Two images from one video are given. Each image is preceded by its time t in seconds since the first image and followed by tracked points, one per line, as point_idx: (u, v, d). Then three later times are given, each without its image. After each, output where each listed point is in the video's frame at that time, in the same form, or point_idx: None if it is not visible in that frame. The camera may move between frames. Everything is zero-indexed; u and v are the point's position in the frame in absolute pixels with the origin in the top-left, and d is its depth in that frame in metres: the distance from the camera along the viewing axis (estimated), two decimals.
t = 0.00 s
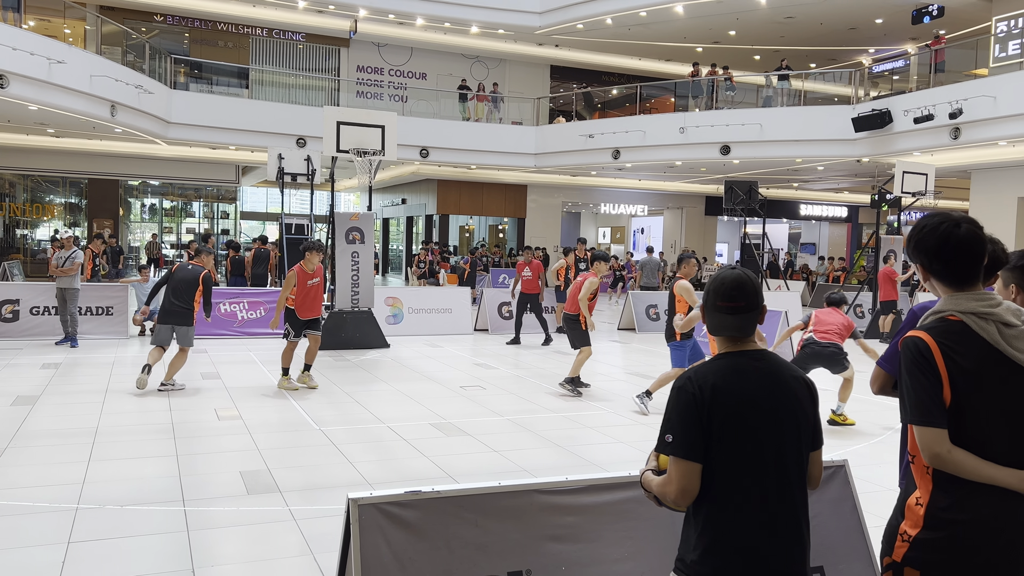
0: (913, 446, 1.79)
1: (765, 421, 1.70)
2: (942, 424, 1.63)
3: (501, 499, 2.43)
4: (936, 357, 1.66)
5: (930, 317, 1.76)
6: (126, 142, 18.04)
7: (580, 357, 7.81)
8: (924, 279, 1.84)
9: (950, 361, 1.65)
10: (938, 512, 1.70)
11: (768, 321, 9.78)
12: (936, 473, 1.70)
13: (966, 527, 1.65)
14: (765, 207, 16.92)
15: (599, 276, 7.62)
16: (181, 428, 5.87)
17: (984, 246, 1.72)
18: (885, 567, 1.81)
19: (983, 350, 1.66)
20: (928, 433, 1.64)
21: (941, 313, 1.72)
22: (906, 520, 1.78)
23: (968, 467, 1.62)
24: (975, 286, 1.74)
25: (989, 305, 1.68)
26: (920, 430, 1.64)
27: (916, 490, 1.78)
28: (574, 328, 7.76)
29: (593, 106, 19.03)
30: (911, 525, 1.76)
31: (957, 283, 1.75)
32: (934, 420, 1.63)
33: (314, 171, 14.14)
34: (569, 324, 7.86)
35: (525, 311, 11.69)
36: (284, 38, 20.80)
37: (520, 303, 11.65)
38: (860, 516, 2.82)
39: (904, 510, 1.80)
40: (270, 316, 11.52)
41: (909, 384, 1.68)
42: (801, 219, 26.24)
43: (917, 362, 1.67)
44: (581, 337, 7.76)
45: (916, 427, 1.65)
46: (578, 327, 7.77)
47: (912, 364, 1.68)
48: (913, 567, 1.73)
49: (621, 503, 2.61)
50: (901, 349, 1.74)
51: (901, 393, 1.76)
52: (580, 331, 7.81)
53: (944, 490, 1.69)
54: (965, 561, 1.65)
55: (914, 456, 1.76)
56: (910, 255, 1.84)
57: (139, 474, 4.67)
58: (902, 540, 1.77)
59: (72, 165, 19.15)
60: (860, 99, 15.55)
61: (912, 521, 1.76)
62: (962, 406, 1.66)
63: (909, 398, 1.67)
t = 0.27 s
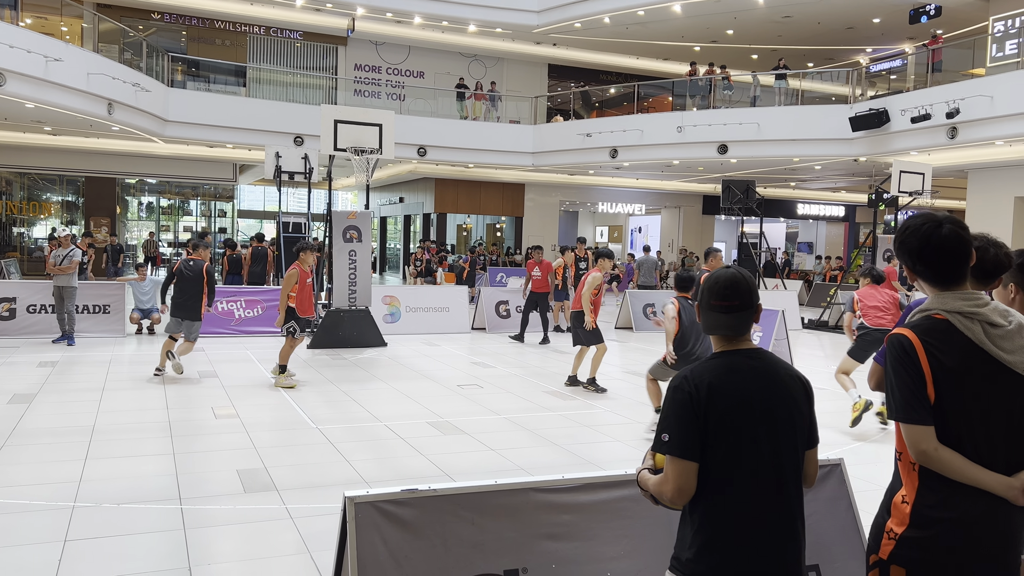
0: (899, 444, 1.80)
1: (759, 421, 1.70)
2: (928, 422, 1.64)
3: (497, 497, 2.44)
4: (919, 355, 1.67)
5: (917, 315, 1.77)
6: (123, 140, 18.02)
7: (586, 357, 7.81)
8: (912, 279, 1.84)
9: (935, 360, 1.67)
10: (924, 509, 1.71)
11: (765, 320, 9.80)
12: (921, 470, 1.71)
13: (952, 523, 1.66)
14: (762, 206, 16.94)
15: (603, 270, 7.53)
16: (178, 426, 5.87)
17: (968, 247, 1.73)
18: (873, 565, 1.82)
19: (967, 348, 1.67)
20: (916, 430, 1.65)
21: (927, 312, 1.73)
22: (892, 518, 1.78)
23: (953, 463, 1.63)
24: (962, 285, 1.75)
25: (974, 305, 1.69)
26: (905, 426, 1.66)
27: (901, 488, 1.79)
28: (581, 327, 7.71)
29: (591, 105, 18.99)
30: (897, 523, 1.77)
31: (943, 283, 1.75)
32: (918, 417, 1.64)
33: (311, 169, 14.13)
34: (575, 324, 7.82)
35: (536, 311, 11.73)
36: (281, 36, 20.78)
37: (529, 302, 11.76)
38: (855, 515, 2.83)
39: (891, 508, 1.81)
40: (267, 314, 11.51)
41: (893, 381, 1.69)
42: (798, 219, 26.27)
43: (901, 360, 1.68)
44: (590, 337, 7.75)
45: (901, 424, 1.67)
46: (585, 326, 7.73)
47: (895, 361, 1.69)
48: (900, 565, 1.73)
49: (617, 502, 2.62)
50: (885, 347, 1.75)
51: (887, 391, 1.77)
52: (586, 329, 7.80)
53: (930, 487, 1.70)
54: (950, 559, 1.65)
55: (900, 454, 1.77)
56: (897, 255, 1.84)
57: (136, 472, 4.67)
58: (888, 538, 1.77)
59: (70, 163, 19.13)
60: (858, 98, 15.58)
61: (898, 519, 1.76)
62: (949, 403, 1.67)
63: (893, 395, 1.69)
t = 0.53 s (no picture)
0: (891, 440, 1.81)
1: (755, 418, 1.71)
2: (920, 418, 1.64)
3: (494, 495, 2.44)
4: (912, 350, 1.68)
5: (912, 312, 1.77)
6: (122, 138, 18.01)
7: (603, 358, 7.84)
8: (910, 275, 1.84)
9: (928, 356, 1.67)
10: (913, 505, 1.72)
11: (764, 318, 9.82)
12: (912, 465, 1.72)
13: (942, 518, 1.67)
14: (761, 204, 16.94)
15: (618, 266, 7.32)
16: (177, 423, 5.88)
17: (966, 244, 1.73)
18: (865, 563, 1.83)
19: (960, 344, 1.67)
20: (905, 426, 1.65)
21: (921, 308, 1.74)
22: (883, 514, 1.79)
23: (944, 459, 1.64)
24: (958, 283, 1.75)
25: (969, 303, 1.70)
26: (896, 421, 1.66)
27: (892, 484, 1.79)
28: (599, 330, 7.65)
29: (590, 103, 18.96)
30: (888, 519, 1.77)
31: (940, 280, 1.75)
32: (910, 412, 1.65)
33: (311, 167, 14.11)
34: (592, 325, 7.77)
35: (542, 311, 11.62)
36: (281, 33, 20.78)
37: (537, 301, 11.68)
38: (852, 513, 2.83)
39: (882, 505, 1.82)
40: (266, 311, 11.51)
41: (886, 376, 1.70)
42: (798, 217, 26.26)
43: (893, 354, 1.69)
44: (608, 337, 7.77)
45: (892, 418, 1.67)
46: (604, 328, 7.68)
47: (889, 356, 1.70)
48: (892, 562, 1.74)
49: (614, 499, 2.62)
50: (879, 341, 1.75)
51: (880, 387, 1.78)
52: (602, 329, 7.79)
53: (919, 482, 1.71)
54: (940, 555, 1.66)
55: (891, 450, 1.78)
56: (894, 251, 1.84)
57: (135, 469, 4.68)
58: (879, 534, 1.78)
59: (69, 159, 19.11)
60: (857, 96, 15.57)
61: (889, 515, 1.77)
62: (941, 399, 1.67)
63: (885, 390, 1.69)
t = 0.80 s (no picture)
0: (889, 436, 1.81)
1: (754, 415, 1.71)
2: (918, 413, 1.65)
3: (493, 491, 2.45)
4: (912, 344, 1.68)
5: (911, 307, 1.77)
6: (123, 134, 18.03)
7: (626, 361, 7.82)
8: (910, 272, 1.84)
9: (926, 352, 1.67)
10: (910, 501, 1.72)
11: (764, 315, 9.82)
12: (910, 461, 1.73)
13: (938, 514, 1.67)
14: (762, 201, 16.92)
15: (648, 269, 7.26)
16: (177, 419, 5.89)
17: (965, 240, 1.73)
18: (863, 560, 1.83)
19: (960, 339, 1.68)
20: (905, 422, 1.65)
21: (922, 304, 1.74)
22: (881, 511, 1.80)
23: (942, 454, 1.64)
24: (958, 278, 1.75)
25: (970, 297, 1.70)
26: (894, 415, 1.67)
27: (889, 479, 1.80)
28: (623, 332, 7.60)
29: (591, 99, 18.95)
30: (885, 515, 1.78)
31: (941, 276, 1.75)
32: (908, 407, 1.65)
33: (311, 163, 14.09)
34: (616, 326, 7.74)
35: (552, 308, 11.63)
36: (282, 29, 20.78)
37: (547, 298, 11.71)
38: (850, 510, 2.84)
39: (879, 500, 1.82)
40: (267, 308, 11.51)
41: (885, 371, 1.70)
42: (799, 214, 26.26)
43: (894, 350, 1.69)
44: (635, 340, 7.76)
45: (891, 414, 1.68)
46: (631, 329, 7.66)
47: (889, 351, 1.70)
48: (889, 559, 1.74)
49: (613, 495, 2.63)
50: (879, 337, 1.75)
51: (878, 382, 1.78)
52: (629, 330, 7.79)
53: (917, 477, 1.72)
54: (937, 551, 1.67)
55: (889, 446, 1.79)
56: (895, 248, 1.83)
57: (136, 465, 4.69)
58: (877, 530, 1.79)
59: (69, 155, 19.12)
60: (859, 93, 15.54)
61: (886, 511, 1.78)
62: (940, 394, 1.68)
63: (885, 385, 1.69)
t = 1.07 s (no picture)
0: (894, 429, 1.81)
1: (757, 408, 1.71)
2: (925, 405, 1.65)
3: (495, 486, 2.45)
4: (918, 336, 1.68)
5: (917, 301, 1.77)
6: (125, 130, 18.02)
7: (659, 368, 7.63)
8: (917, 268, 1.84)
9: (932, 345, 1.67)
10: (914, 493, 1.73)
11: (765, 312, 9.81)
12: (915, 452, 1.73)
13: (942, 506, 1.67)
14: (764, 198, 16.89)
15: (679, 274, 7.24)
16: (178, 415, 5.90)
17: (975, 235, 1.72)
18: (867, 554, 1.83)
19: (967, 332, 1.68)
20: (911, 414, 1.65)
21: (929, 297, 1.74)
22: (885, 504, 1.80)
23: (948, 446, 1.64)
24: (967, 273, 1.75)
25: (977, 292, 1.70)
26: (902, 408, 1.66)
27: (893, 473, 1.80)
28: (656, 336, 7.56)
29: (593, 96, 18.96)
30: (890, 508, 1.78)
31: (948, 270, 1.75)
32: (915, 398, 1.65)
33: (313, 159, 14.07)
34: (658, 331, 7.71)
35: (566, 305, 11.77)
36: (284, 25, 20.77)
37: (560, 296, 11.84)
38: (852, 506, 2.84)
39: (884, 494, 1.82)
40: (268, 304, 11.50)
41: (892, 364, 1.70)
42: (801, 211, 26.25)
43: (900, 342, 1.69)
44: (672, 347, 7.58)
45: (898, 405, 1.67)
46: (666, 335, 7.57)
47: (895, 345, 1.70)
48: (894, 552, 1.74)
49: (614, 491, 2.63)
50: (885, 329, 1.75)
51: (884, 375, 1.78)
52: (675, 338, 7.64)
53: (921, 470, 1.72)
54: (942, 543, 1.67)
55: (895, 438, 1.78)
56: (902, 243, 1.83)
57: (139, 460, 4.70)
58: (882, 524, 1.79)
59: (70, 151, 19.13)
60: (861, 90, 15.51)
61: (892, 504, 1.78)
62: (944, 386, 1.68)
63: (892, 378, 1.69)
